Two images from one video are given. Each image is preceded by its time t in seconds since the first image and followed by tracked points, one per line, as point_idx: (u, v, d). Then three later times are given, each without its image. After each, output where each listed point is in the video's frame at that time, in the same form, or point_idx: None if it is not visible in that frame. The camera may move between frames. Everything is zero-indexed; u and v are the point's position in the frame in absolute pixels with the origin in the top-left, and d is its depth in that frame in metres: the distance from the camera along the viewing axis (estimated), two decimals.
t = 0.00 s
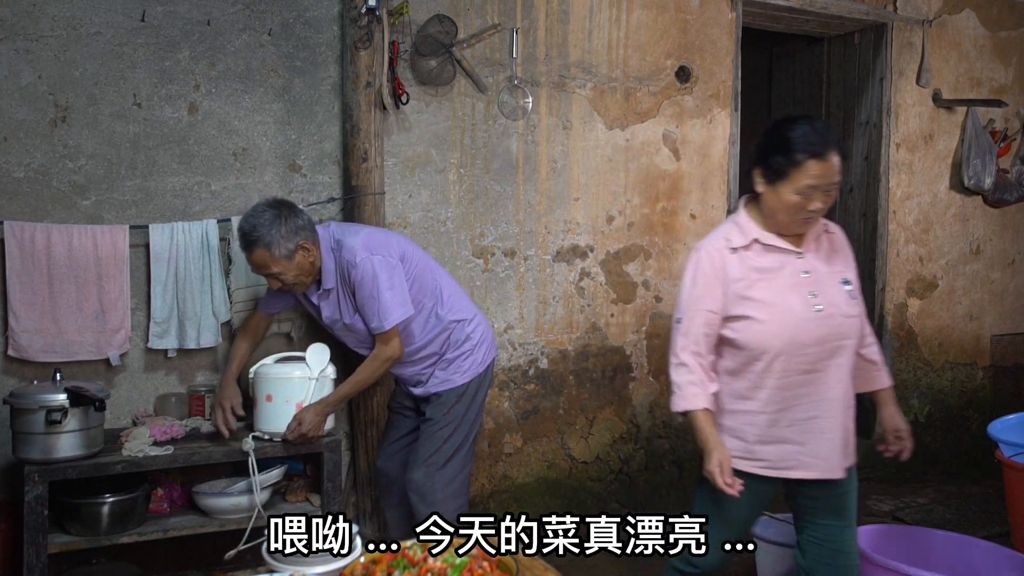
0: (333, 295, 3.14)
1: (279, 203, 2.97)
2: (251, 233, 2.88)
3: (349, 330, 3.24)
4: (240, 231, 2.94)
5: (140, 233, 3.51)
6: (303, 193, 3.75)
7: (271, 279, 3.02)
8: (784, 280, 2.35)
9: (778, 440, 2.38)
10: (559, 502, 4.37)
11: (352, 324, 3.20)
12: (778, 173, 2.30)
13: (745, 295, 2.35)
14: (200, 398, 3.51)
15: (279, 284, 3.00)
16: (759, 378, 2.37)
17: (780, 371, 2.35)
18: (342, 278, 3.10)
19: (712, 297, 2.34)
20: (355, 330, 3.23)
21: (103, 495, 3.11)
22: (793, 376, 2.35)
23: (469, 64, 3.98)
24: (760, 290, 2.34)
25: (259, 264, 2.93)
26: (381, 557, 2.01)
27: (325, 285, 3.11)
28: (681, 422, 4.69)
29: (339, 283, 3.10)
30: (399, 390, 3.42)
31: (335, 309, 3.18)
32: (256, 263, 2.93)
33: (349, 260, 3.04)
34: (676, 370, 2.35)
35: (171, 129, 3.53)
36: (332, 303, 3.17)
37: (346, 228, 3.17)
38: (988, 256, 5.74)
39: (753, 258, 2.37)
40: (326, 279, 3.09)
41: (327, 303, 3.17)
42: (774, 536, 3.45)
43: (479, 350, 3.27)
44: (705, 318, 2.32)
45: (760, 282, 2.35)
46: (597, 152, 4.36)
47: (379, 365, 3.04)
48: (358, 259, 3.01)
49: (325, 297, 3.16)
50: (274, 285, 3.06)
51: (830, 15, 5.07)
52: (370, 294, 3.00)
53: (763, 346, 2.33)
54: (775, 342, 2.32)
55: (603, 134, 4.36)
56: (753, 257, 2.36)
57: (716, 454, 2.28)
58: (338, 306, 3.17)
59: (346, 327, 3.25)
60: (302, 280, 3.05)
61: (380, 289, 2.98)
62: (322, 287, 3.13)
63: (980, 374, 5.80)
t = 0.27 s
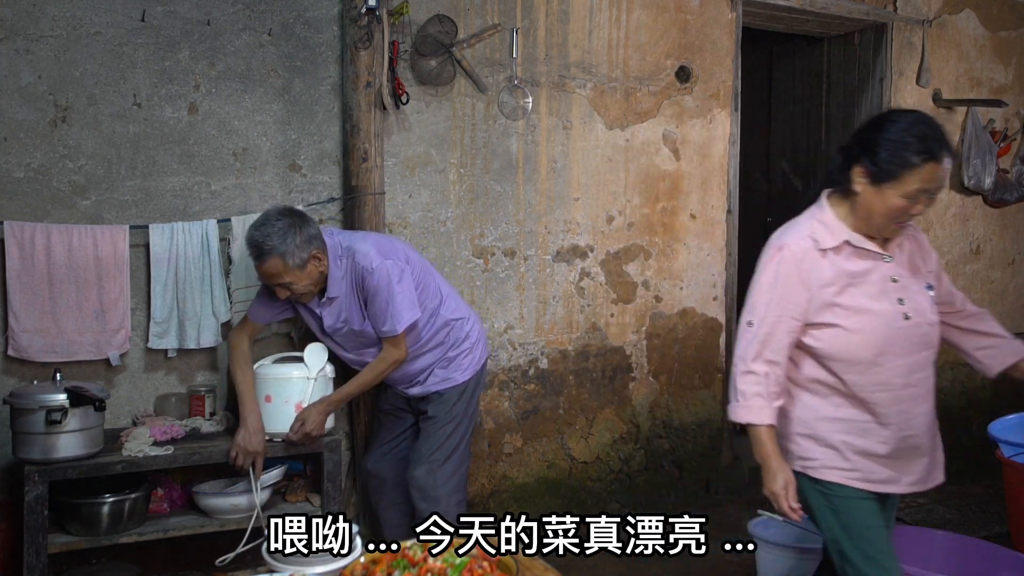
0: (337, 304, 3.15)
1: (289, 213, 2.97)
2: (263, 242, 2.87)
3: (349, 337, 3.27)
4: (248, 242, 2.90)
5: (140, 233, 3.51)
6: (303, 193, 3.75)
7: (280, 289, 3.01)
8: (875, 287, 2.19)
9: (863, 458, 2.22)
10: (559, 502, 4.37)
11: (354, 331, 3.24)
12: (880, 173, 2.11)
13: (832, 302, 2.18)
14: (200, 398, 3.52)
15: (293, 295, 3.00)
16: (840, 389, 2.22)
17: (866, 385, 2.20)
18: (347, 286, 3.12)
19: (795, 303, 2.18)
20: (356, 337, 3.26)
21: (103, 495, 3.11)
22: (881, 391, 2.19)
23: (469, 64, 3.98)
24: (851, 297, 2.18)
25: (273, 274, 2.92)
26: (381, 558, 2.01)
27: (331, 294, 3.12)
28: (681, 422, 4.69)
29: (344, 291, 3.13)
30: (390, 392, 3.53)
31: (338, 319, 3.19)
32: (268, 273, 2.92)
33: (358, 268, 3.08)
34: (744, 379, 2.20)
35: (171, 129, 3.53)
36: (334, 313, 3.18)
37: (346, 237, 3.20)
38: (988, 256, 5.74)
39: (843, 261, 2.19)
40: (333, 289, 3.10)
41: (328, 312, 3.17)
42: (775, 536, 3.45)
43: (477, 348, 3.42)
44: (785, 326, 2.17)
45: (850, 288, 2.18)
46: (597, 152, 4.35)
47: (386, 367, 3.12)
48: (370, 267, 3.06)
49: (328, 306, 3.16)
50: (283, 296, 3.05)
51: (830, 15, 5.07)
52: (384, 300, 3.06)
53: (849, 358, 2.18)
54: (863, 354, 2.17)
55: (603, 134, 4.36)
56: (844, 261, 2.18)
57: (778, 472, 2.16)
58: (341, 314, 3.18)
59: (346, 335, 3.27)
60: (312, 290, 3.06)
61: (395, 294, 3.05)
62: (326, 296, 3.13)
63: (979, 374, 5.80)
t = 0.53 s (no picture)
0: (343, 292, 3.16)
1: (307, 194, 3.00)
2: (280, 216, 2.86)
3: (349, 330, 3.27)
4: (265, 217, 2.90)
5: (140, 233, 3.50)
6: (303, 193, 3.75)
7: (284, 265, 2.94)
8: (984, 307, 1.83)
9: (981, 501, 1.86)
10: (559, 502, 4.37)
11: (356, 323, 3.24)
12: (995, 178, 1.74)
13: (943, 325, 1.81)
14: (200, 399, 3.52)
15: (301, 269, 2.94)
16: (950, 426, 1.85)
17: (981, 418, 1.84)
18: (355, 275, 3.15)
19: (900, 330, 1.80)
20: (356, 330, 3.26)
21: (103, 495, 3.11)
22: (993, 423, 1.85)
23: (469, 64, 3.98)
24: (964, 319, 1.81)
25: (285, 250, 2.88)
26: (381, 558, 2.01)
27: (338, 282, 3.13)
28: (681, 422, 4.69)
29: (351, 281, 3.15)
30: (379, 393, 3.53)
31: (344, 308, 3.20)
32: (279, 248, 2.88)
33: (368, 257, 3.12)
34: (840, 424, 1.80)
35: (172, 129, 3.53)
36: (341, 302, 3.19)
37: (352, 230, 3.24)
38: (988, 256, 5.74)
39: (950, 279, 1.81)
40: (341, 276, 3.13)
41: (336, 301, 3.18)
42: (774, 536, 3.45)
43: (471, 349, 3.46)
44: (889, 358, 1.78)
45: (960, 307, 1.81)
46: (597, 151, 4.35)
47: (398, 354, 3.18)
48: (380, 256, 3.12)
49: (333, 294, 3.17)
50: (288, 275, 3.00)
51: (830, 15, 5.07)
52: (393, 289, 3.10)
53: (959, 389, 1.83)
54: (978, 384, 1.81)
55: (603, 134, 4.36)
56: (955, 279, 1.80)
57: (904, 522, 1.79)
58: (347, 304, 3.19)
59: (350, 328, 3.27)
60: (321, 271, 3.03)
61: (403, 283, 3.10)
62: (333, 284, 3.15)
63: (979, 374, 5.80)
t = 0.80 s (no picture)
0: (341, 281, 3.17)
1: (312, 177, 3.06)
2: (286, 190, 2.92)
3: (345, 321, 3.28)
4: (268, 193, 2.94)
5: (140, 233, 3.50)
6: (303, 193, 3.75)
7: (287, 242, 2.97)
8: None
9: None
10: (559, 502, 4.37)
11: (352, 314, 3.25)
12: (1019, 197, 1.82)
13: None
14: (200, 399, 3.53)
15: (305, 244, 2.96)
16: None
17: None
18: (353, 266, 3.16)
19: None
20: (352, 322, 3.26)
21: (103, 495, 3.11)
22: None
23: (469, 64, 3.98)
24: None
25: (288, 224, 2.92)
26: (381, 558, 2.00)
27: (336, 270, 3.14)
28: (681, 422, 4.69)
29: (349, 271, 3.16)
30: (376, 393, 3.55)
31: (342, 297, 3.22)
32: (281, 222, 2.92)
33: (366, 249, 3.13)
34: (994, 443, 1.76)
35: (171, 129, 3.53)
36: (340, 291, 3.21)
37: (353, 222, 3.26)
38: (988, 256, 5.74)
39: None
40: (339, 264, 3.13)
41: (336, 289, 3.20)
42: (774, 536, 3.45)
43: (467, 350, 3.46)
44: None
45: None
46: (597, 151, 4.35)
47: (390, 352, 3.18)
48: (377, 249, 3.12)
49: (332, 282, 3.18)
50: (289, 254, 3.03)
51: (830, 15, 5.07)
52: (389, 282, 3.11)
53: None
54: None
55: (603, 134, 4.36)
56: None
57: None
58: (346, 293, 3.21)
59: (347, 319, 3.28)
60: (323, 251, 3.04)
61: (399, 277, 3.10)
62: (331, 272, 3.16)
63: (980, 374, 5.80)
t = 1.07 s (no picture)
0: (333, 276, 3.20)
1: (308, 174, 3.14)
2: (278, 183, 3.00)
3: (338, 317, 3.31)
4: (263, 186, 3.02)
5: (140, 233, 3.50)
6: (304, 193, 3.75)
7: (279, 234, 3.05)
8: None
9: None
10: (559, 502, 4.37)
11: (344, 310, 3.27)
12: None
13: None
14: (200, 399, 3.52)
15: (296, 236, 3.03)
16: None
17: None
18: (345, 262, 3.18)
19: None
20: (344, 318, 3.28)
21: (103, 495, 3.11)
22: None
23: (469, 64, 3.98)
24: None
25: (279, 216, 3.00)
26: (381, 558, 2.00)
27: (327, 265, 3.17)
28: (681, 423, 4.69)
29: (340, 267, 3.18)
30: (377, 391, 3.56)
31: (334, 291, 3.25)
32: (273, 214, 3.00)
33: (356, 247, 3.14)
34: None
35: (172, 129, 3.53)
36: (332, 285, 3.24)
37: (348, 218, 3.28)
38: (988, 256, 5.74)
39: None
40: (330, 259, 3.16)
41: (328, 283, 3.24)
42: (774, 536, 3.45)
43: (462, 351, 3.45)
44: None
45: None
46: (597, 151, 4.35)
47: (364, 358, 3.16)
48: (366, 246, 3.12)
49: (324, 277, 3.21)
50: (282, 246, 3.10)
51: (829, 15, 5.07)
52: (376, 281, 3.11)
53: None
54: None
55: (603, 134, 4.36)
56: None
57: None
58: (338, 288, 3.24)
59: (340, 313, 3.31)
60: (315, 244, 3.11)
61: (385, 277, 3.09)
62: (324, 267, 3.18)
63: (980, 374, 5.79)
